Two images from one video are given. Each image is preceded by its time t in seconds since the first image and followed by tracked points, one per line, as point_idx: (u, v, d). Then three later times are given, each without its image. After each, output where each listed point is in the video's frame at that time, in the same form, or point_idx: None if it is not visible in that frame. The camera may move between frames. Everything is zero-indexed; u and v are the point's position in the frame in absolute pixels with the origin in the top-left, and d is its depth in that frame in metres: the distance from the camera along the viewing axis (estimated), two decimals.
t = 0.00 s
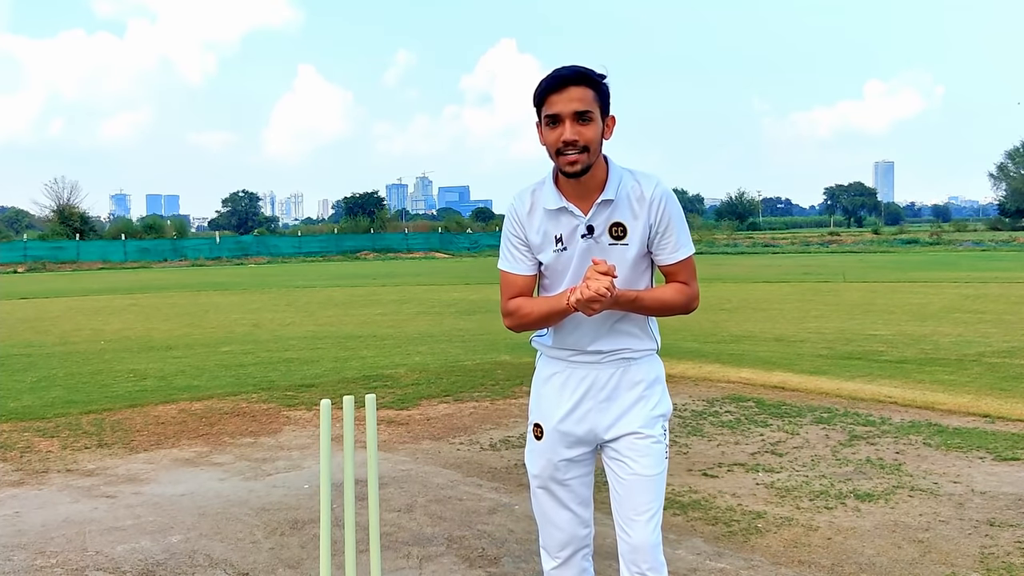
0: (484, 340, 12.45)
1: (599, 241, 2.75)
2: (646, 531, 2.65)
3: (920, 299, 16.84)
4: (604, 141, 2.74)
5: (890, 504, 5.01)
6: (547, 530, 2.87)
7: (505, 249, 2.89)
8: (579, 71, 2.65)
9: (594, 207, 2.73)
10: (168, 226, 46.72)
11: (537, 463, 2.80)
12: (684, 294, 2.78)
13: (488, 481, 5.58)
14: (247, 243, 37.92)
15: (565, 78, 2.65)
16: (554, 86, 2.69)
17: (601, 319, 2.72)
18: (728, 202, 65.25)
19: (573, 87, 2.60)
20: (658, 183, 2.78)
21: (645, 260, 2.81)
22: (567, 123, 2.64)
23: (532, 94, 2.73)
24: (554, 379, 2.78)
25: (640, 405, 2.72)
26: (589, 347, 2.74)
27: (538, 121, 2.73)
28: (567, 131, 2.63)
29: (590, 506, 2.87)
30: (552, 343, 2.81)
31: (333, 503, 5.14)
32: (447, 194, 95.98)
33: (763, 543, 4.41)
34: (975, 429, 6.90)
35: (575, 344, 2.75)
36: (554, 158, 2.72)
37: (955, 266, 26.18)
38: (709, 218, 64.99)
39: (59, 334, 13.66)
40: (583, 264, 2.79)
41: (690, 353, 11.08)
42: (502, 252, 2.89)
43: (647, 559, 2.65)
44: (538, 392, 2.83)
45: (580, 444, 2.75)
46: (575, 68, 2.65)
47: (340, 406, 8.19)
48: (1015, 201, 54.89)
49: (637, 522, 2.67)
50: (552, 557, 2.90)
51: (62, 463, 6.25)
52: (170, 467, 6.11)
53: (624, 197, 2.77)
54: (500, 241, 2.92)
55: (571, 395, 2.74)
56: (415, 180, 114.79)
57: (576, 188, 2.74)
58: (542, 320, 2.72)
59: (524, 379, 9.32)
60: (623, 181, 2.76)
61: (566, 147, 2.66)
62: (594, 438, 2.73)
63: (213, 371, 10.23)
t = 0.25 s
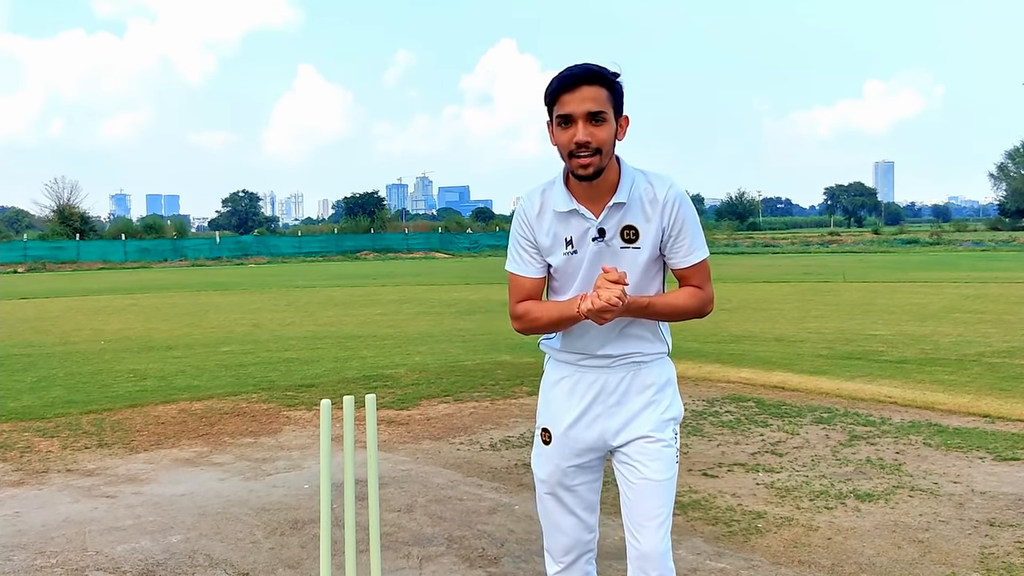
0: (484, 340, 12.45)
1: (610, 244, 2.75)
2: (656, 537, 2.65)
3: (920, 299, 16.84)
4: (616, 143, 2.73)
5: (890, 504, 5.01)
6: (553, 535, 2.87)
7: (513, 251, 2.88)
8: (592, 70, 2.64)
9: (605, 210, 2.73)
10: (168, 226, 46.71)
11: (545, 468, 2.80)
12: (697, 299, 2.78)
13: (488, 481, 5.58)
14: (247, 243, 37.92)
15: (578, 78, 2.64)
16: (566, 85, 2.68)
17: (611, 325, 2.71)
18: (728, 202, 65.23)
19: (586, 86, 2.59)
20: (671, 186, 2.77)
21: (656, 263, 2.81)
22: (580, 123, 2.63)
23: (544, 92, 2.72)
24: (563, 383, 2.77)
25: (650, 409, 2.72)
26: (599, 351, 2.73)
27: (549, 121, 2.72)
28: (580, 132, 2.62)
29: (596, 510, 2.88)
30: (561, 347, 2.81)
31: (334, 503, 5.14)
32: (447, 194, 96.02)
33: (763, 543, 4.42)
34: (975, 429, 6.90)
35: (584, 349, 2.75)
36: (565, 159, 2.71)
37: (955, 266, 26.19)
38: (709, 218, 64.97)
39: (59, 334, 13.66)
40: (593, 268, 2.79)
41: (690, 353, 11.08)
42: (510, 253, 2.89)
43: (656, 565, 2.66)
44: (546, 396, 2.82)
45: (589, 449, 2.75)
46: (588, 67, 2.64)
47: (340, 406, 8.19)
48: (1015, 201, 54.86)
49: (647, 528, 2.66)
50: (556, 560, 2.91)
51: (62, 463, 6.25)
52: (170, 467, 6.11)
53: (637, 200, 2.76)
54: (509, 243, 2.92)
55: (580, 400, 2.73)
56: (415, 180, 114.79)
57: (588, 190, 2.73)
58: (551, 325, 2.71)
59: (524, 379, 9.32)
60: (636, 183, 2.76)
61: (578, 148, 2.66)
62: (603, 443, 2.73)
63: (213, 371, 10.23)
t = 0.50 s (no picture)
0: (485, 340, 12.45)
1: (622, 240, 2.73)
2: (665, 546, 2.63)
3: (920, 299, 16.85)
4: (632, 136, 2.73)
5: (890, 504, 5.01)
6: (556, 540, 2.87)
7: (525, 245, 2.89)
8: (611, 61, 2.65)
9: (618, 205, 2.72)
10: (168, 226, 46.73)
11: (552, 470, 2.80)
12: (713, 299, 2.75)
13: (488, 481, 5.58)
14: (247, 243, 37.93)
15: (596, 68, 2.65)
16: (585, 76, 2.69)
17: (625, 326, 2.69)
18: (728, 202, 65.25)
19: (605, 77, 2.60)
20: (686, 182, 2.75)
21: (670, 260, 2.79)
22: (595, 113, 2.63)
23: (560, 84, 2.73)
24: (574, 385, 2.78)
25: (663, 413, 2.71)
26: (611, 353, 2.73)
27: (565, 111, 2.72)
28: (595, 121, 2.62)
29: (601, 517, 2.87)
30: (572, 348, 2.81)
31: (334, 504, 5.14)
32: (447, 194, 96.03)
33: (763, 543, 4.42)
34: (975, 429, 6.90)
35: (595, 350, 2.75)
36: (579, 150, 2.70)
37: (955, 266, 26.22)
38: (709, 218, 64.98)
39: (59, 334, 13.67)
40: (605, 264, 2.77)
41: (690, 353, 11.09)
42: (522, 248, 2.89)
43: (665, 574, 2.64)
44: (556, 398, 2.82)
45: (599, 453, 2.74)
46: (608, 58, 2.65)
47: (340, 406, 8.19)
48: (1015, 201, 54.85)
49: (656, 536, 2.65)
50: (558, 566, 2.91)
51: (62, 463, 6.25)
52: (170, 467, 6.12)
53: (651, 194, 2.75)
54: (522, 239, 2.93)
55: (590, 402, 2.74)
56: (416, 180, 114.81)
57: (602, 183, 2.74)
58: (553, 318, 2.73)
59: (524, 379, 9.32)
60: (651, 178, 2.75)
61: (593, 138, 2.65)
62: (613, 446, 2.73)
63: (213, 371, 10.24)
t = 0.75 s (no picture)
0: (484, 340, 12.45)
1: (630, 227, 2.71)
2: (668, 549, 2.65)
3: (920, 299, 16.85)
4: (641, 125, 2.73)
5: (890, 504, 5.01)
6: (553, 540, 2.86)
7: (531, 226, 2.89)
8: (622, 47, 2.65)
9: (627, 191, 2.72)
10: (168, 226, 46.74)
11: (554, 470, 2.80)
12: (722, 293, 2.71)
13: (488, 481, 5.58)
14: (247, 243, 37.92)
15: (606, 53, 2.65)
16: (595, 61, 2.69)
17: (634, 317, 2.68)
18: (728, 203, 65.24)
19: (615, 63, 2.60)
20: (696, 171, 2.76)
21: (679, 251, 2.76)
22: (604, 97, 2.63)
23: (572, 70, 2.74)
24: (579, 383, 2.79)
25: (669, 415, 2.71)
26: (618, 352, 2.75)
27: (575, 96, 2.72)
28: (603, 106, 2.62)
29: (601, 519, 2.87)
30: (579, 345, 2.82)
31: (334, 503, 5.14)
32: (447, 194, 96.01)
33: (763, 543, 4.42)
34: (975, 428, 6.91)
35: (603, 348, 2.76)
36: (587, 135, 2.71)
37: (956, 266, 26.22)
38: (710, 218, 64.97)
39: (59, 334, 13.68)
40: (612, 252, 2.73)
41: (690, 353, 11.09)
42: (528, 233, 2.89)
43: None
44: (561, 396, 2.83)
45: (602, 452, 2.74)
46: (620, 44, 2.65)
47: (340, 406, 8.20)
48: (1015, 201, 54.83)
49: (660, 538, 2.66)
50: (554, 568, 2.90)
51: (62, 463, 6.25)
52: (170, 467, 6.11)
53: (660, 183, 2.75)
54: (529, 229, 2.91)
55: (595, 401, 2.74)
56: (416, 181, 114.82)
57: (609, 171, 2.76)
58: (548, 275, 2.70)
59: (524, 379, 9.32)
60: (659, 168, 2.76)
61: (601, 123, 2.66)
62: (617, 446, 2.73)
63: (213, 371, 10.24)
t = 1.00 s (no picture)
0: (484, 340, 12.45)
1: (627, 217, 2.71)
2: (660, 550, 2.63)
3: (920, 299, 16.85)
4: (637, 116, 2.74)
5: (890, 504, 5.01)
6: (550, 543, 2.86)
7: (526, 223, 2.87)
8: (616, 41, 2.66)
9: (624, 180, 2.72)
10: (168, 227, 46.75)
11: (548, 473, 2.79)
12: (714, 286, 2.73)
13: (488, 481, 5.58)
14: (247, 243, 37.92)
15: (602, 47, 2.66)
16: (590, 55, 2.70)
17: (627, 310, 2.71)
18: (728, 203, 65.24)
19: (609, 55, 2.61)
20: (690, 165, 2.79)
21: (673, 244, 2.77)
22: (599, 89, 2.64)
23: (568, 64, 2.75)
24: (571, 385, 2.77)
25: (660, 413, 2.71)
26: (608, 351, 2.74)
27: (571, 90, 2.73)
28: (598, 98, 2.62)
29: (596, 521, 2.86)
30: (570, 346, 2.81)
31: (334, 503, 5.14)
32: (447, 194, 96.00)
33: (763, 543, 4.42)
34: (975, 429, 6.91)
35: (592, 347, 2.75)
36: (583, 127, 2.71)
37: (955, 266, 26.23)
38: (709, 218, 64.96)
39: (59, 334, 13.68)
40: (608, 242, 2.71)
41: (690, 353, 11.09)
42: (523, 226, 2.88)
43: None
44: (552, 399, 2.82)
45: (595, 454, 2.74)
46: (614, 37, 2.66)
47: (340, 406, 8.20)
48: (1015, 201, 54.81)
49: (651, 538, 2.65)
50: (552, 568, 2.90)
51: (62, 463, 6.25)
52: (170, 467, 6.12)
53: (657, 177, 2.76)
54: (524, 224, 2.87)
55: (586, 402, 2.74)
56: (415, 181, 114.82)
57: (606, 162, 2.77)
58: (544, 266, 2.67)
59: (524, 379, 9.32)
60: (655, 161, 2.78)
61: (596, 115, 2.66)
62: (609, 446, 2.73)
63: (213, 371, 10.24)
